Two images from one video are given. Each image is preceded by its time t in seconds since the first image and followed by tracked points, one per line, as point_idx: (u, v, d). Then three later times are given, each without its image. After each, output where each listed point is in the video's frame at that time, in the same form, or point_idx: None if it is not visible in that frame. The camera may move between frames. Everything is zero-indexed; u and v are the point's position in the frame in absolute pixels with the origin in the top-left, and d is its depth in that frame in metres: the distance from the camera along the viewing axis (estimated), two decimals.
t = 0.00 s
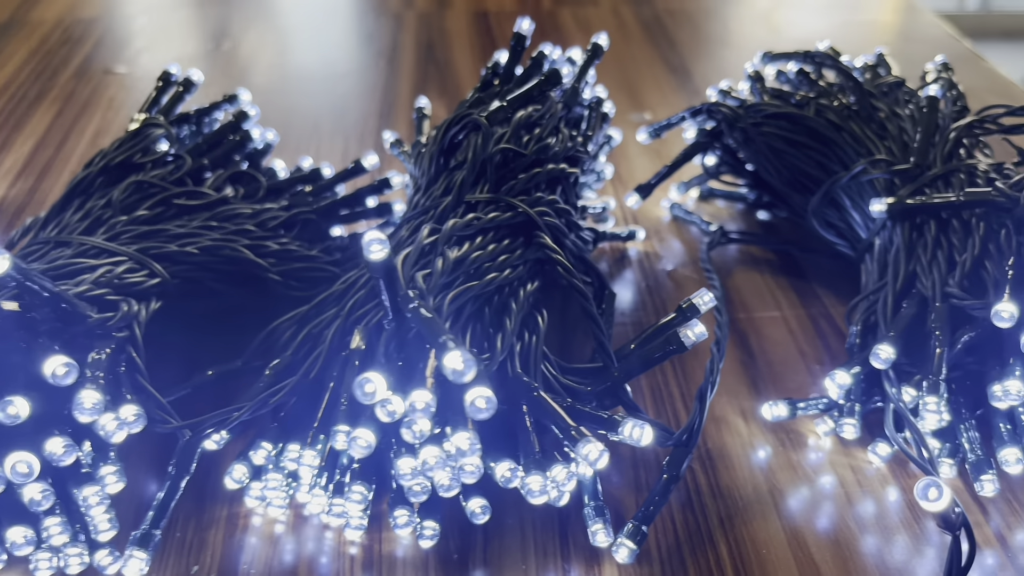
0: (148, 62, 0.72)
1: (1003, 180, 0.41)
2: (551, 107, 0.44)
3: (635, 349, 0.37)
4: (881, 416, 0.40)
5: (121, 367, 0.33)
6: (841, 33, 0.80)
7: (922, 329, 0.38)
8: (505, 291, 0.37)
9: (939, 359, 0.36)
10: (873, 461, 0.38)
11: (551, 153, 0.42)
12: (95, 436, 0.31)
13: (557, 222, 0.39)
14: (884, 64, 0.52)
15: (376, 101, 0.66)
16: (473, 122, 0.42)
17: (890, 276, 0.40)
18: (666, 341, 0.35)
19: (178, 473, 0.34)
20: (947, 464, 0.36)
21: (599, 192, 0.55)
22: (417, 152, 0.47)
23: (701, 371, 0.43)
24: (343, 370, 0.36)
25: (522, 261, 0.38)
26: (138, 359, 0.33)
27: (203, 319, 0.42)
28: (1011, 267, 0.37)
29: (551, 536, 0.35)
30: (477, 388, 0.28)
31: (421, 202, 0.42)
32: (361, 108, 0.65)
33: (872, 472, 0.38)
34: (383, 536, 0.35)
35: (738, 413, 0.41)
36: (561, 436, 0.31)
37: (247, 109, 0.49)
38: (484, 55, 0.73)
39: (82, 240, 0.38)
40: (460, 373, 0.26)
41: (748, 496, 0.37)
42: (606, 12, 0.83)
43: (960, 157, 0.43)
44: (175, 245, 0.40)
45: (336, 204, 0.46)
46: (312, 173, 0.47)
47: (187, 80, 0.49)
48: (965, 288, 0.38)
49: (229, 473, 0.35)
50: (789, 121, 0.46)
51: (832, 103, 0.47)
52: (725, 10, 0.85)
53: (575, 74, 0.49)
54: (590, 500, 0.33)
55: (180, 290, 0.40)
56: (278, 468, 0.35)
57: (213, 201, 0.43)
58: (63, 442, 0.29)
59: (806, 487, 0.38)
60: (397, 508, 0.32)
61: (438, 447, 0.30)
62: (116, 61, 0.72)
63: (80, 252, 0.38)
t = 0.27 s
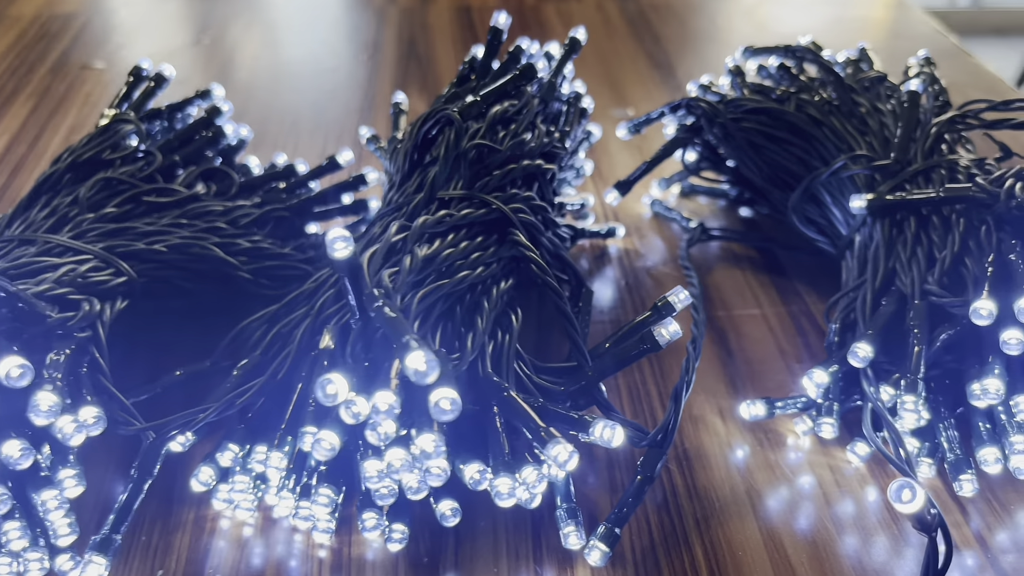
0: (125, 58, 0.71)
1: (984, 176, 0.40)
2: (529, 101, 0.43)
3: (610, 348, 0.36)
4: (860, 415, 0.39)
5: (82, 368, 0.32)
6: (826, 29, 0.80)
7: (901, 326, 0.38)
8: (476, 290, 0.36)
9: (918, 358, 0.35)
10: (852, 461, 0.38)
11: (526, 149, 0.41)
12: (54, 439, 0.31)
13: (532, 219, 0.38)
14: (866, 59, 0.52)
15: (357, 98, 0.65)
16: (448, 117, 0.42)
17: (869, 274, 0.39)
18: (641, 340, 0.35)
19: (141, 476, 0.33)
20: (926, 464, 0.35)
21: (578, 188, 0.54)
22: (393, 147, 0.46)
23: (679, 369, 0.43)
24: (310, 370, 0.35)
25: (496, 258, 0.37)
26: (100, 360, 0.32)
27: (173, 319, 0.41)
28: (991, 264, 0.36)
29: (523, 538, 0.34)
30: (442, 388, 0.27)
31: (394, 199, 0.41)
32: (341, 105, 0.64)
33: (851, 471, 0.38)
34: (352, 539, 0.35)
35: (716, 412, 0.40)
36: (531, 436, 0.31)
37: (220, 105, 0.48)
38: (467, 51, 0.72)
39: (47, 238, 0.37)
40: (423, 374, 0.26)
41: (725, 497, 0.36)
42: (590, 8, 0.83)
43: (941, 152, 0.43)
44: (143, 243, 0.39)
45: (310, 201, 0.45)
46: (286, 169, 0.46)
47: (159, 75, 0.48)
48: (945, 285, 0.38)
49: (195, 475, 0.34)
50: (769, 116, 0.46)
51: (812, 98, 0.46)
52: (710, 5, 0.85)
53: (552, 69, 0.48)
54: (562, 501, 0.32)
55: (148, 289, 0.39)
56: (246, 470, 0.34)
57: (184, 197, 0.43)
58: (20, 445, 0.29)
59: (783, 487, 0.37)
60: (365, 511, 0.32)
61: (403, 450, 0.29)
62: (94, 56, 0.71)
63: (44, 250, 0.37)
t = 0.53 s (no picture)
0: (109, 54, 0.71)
1: (970, 172, 0.40)
2: (513, 98, 0.43)
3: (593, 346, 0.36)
4: (845, 413, 0.39)
5: (58, 368, 0.32)
6: (815, 25, 0.80)
7: (886, 324, 0.37)
8: (456, 288, 0.36)
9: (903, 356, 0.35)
10: (837, 460, 0.38)
11: (510, 145, 0.41)
12: (27, 440, 0.30)
13: (515, 216, 0.38)
14: (853, 55, 0.51)
15: (343, 95, 0.65)
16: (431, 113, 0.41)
17: (855, 271, 0.39)
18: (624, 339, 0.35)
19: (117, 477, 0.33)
20: (910, 463, 0.35)
21: (564, 185, 0.54)
22: (376, 144, 0.46)
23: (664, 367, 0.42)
24: (291, 369, 0.35)
25: (478, 256, 0.37)
26: (76, 360, 0.32)
27: (154, 318, 0.41)
28: (976, 262, 0.36)
29: (506, 538, 0.34)
30: (419, 388, 0.27)
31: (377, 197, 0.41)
32: (327, 102, 0.64)
33: (837, 470, 0.37)
34: (333, 540, 0.34)
35: (701, 410, 0.40)
36: (511, 436, 0.30)
37: (202, 101, 0.48)
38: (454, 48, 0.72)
39: (24, 237, 0.37)
40: (398, 374, 0.25)
41: (709, 496, 0.36)
42: (579, 4, 0.82)
43: (927, 149, 0.42)
44: (122, 241, 0.38)
45: (292, 199, 0.44)
46: (269, 166, 0.46)
47: (140, 71, 0.47)
48: (930, 283, 0.37)
49: (173, 476, 0.34)
50: (755, 113, 0.45)
51: (799, 95, 0.46)
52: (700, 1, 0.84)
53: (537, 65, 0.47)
54: (544, 501, 0.32)
55: (128, 287, 0.39)
56: (225, 471, 0.34)
57: (164, 195, 0.42)
58: None
59: (768, 485, 0.37)
60: (345, 513, 0.31)
61: (382, 450, 0.29)
62: (78, 53, 0.70)
63: (21, 248, 0.37)
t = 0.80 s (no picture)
0: (100, 51, 0.70)
1: (965, 171, 0.40)
2: (506, 96, 0.43)
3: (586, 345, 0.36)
4: (840, 413, 0.39)
5: (46, 369, 0.31)
6: (810, 23, 0.80)
7: (881, 323, 0.37)
8: (449, 288, 0.35)
9: (898, 355, 0.35)
10: (832, 460, 0.38)
11: (503, 143, 0.41)
12: (15, 442, 0.30)
13: (509, 215, 0.38)
14: (848, 52, 0.51)
15: (336, 92, 0.65)
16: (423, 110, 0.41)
17: (849, 269, 0.39)
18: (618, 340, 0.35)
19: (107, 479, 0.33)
20: (905, 463, 0.35)
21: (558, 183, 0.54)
22: (369, 142, 0.45)
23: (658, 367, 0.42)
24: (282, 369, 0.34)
25: (472, 255, 0.37)
26: (64, 360, 0.32)
27: (146, 317, 0.40)
28: (971, 261, 0.36)
29: (499, 539, 0.34)
30: (410, 389, 0.26)
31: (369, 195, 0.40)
32: (319, 101, 0.63)
33: (832, 470, 0.37)
34: (325, 541, 0.34)
35: (695, 410, 0.40)
36: (504, 438, 0.30)
37: (193, 99, 0.47)
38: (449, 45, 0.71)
39: (13, 236, 0.36)
40: (388, 377, 0.25)
41: (704, 496, 0.36)
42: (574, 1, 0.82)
43: (922, 147, 0.42)
44: (112, 241, 0.38)
45: (284, 198, 0.44)
46: (261, 164, 0.46)
47: (130, 69, 0.47)
48: (925, 282, 0.37)
49: (163, 478, 0.34)
50: (750, 111, 0.45)
51: (793, 92, 0.46)
52: None
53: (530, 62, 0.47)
54: (537, 502, 0.32)
55: (118, 287, 0.38)
56: (216, 472, 0.33)
57: (155, 193, 0.42)
58: None
59: (762, 485, 0.37)
60: (336, 514, 0.31)
61: (373, 452, 0.28)
62: (69, 50, 0.70)
63: (9, 247, 0.36)
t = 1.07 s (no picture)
0: (100, 53, 0.70)
1: (967, 175, 0.40)
2: (512, 100, 0.43)
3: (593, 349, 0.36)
4: (843, 416, 0.39)
5: (56, 374, 0.31)
6: (809, 24, 0.80)
7: (884, 328, 0.38)
8: (456, 293, 0.36)
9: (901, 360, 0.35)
10: (836, 463, 0.38)
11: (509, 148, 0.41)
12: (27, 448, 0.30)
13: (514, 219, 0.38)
14: (850, 55, 0.51)
15: (338, 93, 0.65)
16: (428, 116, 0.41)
17: (853, 274, 0.39)
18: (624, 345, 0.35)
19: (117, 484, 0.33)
20: (909, 466, 0.35)
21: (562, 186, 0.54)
22: (374, 146, 0.46)
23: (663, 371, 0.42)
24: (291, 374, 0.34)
25: (478, 259, 0.37)
26: (74, 366, 0.32)
27: (153, 320, 0.40)
28: (974, 265, 0.36)
29: (506, 543, 0.34)
30: (422, 396, 0.27)
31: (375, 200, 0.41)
32: (321, 101, 0.63)
33: (835, 473, 0.38)
34: (333, 545, 0.34)
35: (700, 414, 0.40)
36: (513, 444, 0.30)
37: (198, 102, 0.47)
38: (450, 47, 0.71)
39: (21, 241, 0.37)
40: (401, 386, 0.25)
41: (709, 499, 0.36)
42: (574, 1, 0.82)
43: (924, 151, 0.42)
44: (119, 245, 0.38)
45: (290, 201, 0.44)
46: (265, 168, 0.46)
47: (135, 72, 0.47)
48: (928, 286, 0.38)
49: (172, 482, 0.34)
50: (753, 115, 0.45)
51: (796, 96, 0.46)
52: None
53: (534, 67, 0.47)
54: (545, 507, 0.32)
55: (125, 291, 0.38)
56: (225, 477, 0.33)
57: (161, 198, 0.42)
58: None
59: (766, 487, 0.37)
60: (346, 519, 0.31)
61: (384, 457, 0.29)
62: (70, 51, 0.70)
63: (16, 253, 0.36)
